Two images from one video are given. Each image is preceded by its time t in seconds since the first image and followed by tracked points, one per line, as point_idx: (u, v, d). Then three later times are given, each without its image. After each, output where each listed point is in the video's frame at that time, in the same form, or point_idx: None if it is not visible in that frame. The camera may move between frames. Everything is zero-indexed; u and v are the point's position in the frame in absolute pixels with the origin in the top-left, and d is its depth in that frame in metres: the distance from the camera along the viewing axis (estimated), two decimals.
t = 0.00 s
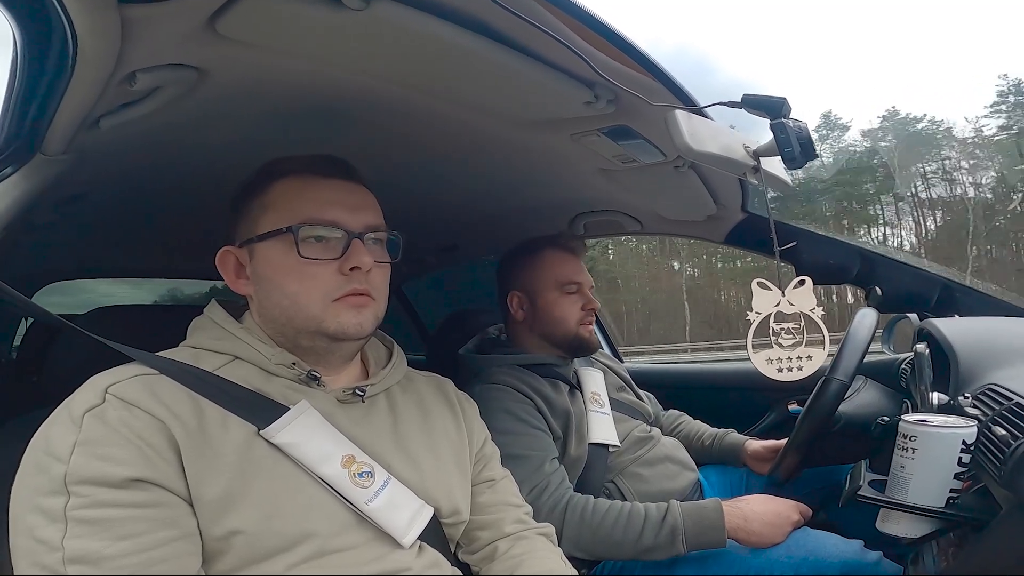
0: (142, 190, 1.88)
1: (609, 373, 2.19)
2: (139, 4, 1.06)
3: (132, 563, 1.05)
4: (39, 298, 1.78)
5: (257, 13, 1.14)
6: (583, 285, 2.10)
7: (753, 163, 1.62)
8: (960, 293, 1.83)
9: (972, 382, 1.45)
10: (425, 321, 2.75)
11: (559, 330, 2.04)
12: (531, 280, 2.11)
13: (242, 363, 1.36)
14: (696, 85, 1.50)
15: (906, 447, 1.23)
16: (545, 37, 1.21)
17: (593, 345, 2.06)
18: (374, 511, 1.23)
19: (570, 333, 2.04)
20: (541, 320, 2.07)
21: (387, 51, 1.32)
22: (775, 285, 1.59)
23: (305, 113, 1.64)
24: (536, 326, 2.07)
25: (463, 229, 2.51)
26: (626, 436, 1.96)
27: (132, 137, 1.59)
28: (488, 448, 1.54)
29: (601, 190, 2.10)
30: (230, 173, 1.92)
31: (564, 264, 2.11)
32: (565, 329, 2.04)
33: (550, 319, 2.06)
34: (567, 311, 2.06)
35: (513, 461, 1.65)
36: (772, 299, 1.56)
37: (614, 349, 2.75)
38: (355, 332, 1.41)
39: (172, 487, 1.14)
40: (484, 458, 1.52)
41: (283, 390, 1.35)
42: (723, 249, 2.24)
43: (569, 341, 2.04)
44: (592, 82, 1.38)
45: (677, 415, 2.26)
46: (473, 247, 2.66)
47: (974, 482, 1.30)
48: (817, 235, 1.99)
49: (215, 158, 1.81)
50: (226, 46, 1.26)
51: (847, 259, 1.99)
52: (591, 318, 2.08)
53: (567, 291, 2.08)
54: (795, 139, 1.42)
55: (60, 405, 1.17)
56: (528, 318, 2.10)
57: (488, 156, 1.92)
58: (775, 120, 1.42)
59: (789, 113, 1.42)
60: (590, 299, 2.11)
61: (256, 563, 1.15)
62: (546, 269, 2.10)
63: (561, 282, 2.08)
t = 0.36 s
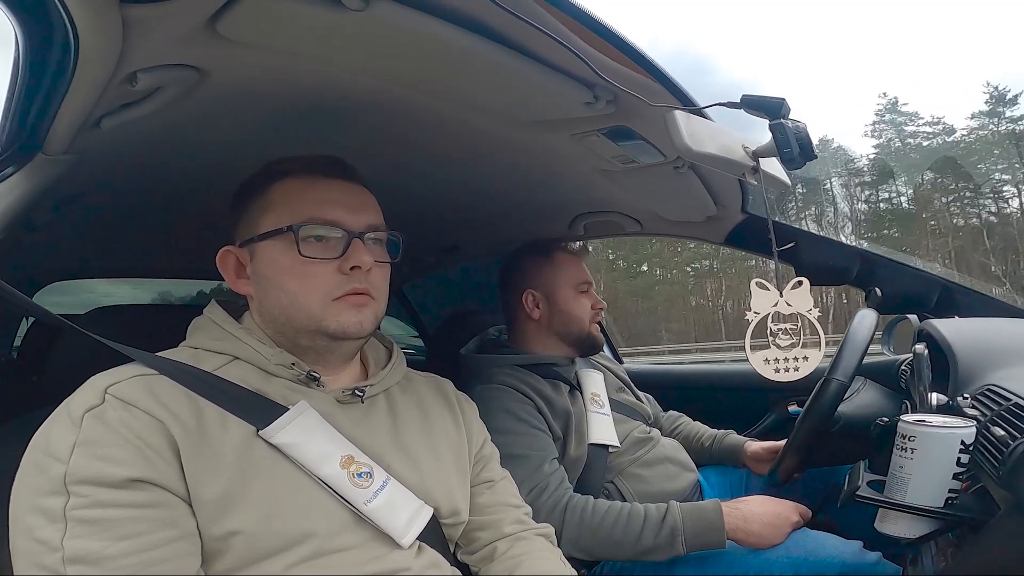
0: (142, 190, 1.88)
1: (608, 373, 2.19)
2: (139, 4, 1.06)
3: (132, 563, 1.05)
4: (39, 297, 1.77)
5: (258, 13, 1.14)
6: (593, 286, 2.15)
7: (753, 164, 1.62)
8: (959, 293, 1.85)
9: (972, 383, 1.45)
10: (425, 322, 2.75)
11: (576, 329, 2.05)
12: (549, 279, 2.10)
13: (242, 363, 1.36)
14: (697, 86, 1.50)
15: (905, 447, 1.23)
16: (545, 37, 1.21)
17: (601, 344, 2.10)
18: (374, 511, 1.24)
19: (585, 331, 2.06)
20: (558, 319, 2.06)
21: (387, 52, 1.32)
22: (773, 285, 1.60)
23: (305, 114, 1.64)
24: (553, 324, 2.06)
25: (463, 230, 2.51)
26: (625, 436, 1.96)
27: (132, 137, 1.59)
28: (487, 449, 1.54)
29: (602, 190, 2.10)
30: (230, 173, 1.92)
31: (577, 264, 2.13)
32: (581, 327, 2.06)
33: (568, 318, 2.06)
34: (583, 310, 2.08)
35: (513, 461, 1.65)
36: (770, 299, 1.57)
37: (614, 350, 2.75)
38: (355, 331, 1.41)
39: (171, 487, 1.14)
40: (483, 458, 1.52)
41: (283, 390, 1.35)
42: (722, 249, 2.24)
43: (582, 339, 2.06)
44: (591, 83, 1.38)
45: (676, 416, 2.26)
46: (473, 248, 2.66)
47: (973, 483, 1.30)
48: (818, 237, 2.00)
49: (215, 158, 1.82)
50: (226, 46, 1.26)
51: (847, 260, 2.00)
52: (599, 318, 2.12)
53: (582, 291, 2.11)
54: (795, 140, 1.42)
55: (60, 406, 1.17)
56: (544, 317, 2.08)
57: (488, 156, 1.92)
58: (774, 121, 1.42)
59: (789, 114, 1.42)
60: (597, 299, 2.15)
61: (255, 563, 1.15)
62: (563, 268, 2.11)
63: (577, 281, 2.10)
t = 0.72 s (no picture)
0: (142, 189, 1.87)
1: (608, 373, 2.18)
2: (138, 2, 1.05)
3: (130, 565, 1.04)
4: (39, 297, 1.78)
5: (257, 11, 1.13)
6: (591, 284, 2.12)
7: (755, 163, 1.61)
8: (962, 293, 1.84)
9: (974, 383, 1.44)
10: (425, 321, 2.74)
11: (570, 327, 2.04)
12: (544, 278, 2.10)
13: (240, 363, 1.35)
14: (699, 84, 1.49)
15: (907, 448, 1.23)
16: (546, 35, 1.20)
17: (600, 342, 2.07)
18: (373, 511, 1.23)
19: (580, 330, 2.04)
20: (553, 318, 2.05)
21: (386, 50, 1.31)
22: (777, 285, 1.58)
23: (304, 113, 1.63)
24: (548, 324, 2.06)
25: (464, 228, 2.50)
26: (626, 436, 1.96)
27: (132, 136, 1.58)
28: (487, 449, 1.54)
29: (603, 189, 2.09)
30: (230, 172, 1.91)
31: (574, 263, 2.12)
32: (576, 326, 2.04)
33: (563, 317, 2.04)
34: (578, 308, 2.06)
35: (513, 460, 1.65)
36: (774, 300, 1.55)
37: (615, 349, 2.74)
38: (352, 329, 1.40)
39: (169, 488, 1.14)
40: (483, 458, 1.51)
41: (281, 390, 1.34)
42: (723, 248, 2.23)
43: (578, 338, 2.04)
44: (592, 81, 1.37)
45: (677, 416, 2.25)
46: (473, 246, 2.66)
47: (976, 484, 1.29)
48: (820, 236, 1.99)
49: (215, 157, 1.81)
50: (224, 45, 1.25)
51: (849, 259, 1.99)
52: (598, 316, 2.10)
53: (578, 289, 2.09)
54: (797, 139, 1.41)
55: (58, 406, 1.16)
56: (539, 316, 2.07)
57: (488, 155, 1.91)
58: (777, 120, 1.41)
59: (791, 113, 1.41)
60: (597, 298, 2.12)
61: (253, 564, 1.14)
62: (558, 266, 2.10)
63: (572, 279, 2.09)
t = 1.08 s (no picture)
0: (143, 189, 1.88)
1: (609, 373, 2.19)
2: (143, 2, 1.05)
3: (132, 564, 1.04)
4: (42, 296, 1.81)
5: (261, 11, 1.14)
6: (582, 284, 2.11)
7: (755, 164, 1.62)
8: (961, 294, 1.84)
9: (973, 384, 1.45)
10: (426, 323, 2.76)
11: (558, 329, 2.05)
12: (531, 280, 2.12)
13: (242, 363, 1.36)
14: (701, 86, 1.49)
15: (907, 449, 1.23)
16: (547, 36, 1.21)
17: (593, 342, 2.06)
18: (374, 512, 1.23)
19: (569, 331, 2.04)
20: (541, 320, 2.07)
21: (389, 50, 1.31)
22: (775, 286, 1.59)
23: (307, 113, 1.63)
24: (538, 326, 2.08)
25: (464, 229, 2.51)
26: (626, 436, 1.96)
27: (134, 136, 1.59)
28: (488, 449, 1.54)
29: (604, 190, 2.09)
30: (231, 172, 1.91)
31: (564, 263, 2.12)
32: (565, 328, 2.04)
33: (551, 319, 2.06)
34: (567, 309, 2.06)
35: (514, 461, 1.65)
36: (773, 300, 1.55)
37: (614, 350, 2.74)
38: (356, 332, 1.41)
39: (171, 488, 1.14)
40: (484, 459, 1.52)
41: (284, 390, 1.35)
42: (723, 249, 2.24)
43: (568, 339, 2.04)
44: (593, 82, 1.37)
45: (677, 417, 2.26)
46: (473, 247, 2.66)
47: (975, 484, 1.30)
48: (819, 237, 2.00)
49: (217, 157, 1.81)
50: (228, 45, 1.26)
51: (849, 260, 2.00)
52: (591, 317, 2.08)
53: (567, 290, 2.09)
54: (797, 140, 1.41)
55: (61, 406, 1.17)
56: (529, 318, 2.10)
57: (490, 155, 1.92)
58: (777, 121, 1.42)
59: (792, 114, 1.42)
60: (589, 298, 2.11)
61: (255, 564, 1.14)
62: (546, 268, 2.11)
63: (560, 281, 2.09)
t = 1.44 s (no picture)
0: (145, 191, 1.88)
1: (609, 375, 2.19)
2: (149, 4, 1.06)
3: (133, 563, 1.05)
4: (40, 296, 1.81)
5: (265, 14, 1.14)
6: (576, 288, 2.12)
7: (755, 168, 1.62)
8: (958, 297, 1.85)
9: (972, 386, 1.45)
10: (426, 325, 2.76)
11: (551, 332, 2.05)
12: (524, 285, 2.13)
13: (243, 364, 1.36)
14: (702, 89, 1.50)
15: (906, 450, 1.24)
16: (549, 39, 1.21)
17: (587, 346, 2.05)
18: (374, 512, 1.24)
19: (562, 334, 2.04)
20: (534, 324, 2.08)
21: (391, 53, 1.32)
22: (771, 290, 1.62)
23: (309, 115, 1.64)
24: (531, 330, 2.09)
25: (465, 232, 2.52)
26: (626, 438, 1.96)
27: (137, 138, 1.59)
28: (488, 450, 1.54)
29: (604, 193, 2.10)
30: (233, 174, 1.92)
31: (557, 268, 2.13)
32: (558, 331, 2.05)
33: (543, 323, 2.07)
34: (559, 313, 2.07)
35: (513, 463, 1.65)
36: (766, 303, 1.59)
37: (614, 353, 2.75)
38: (354, 332, 1.41)
39: (172, 487, 1.14)
40: (484, 460, 1.52)
41: (284, 391, 1.35)
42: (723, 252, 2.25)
43: (562, 342, 2.04)
44: (594, 85, 1.38)
45: (676, 419, 2.26)
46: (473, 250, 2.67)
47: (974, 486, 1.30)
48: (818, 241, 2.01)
49: (218, 159, 1.82)
50: (231, 47, 1.26)
51: (847, 263, 2.00)
52: (584, 320, 2.08)
53: (559, 294, 2.10)
54: (797, 143, 1.42)
55: (62, 406, 1.17)
56: (522, 322, 2.11)
57: (490, 158, 1.92)
58: (777, 125, 1.42)
59: (791, 118, 1.42)
60: (582, 301, 2.11)
61: (255, 563, 1.15)
62: (539, 272, 2.12)
63: (553, 285, 2.10)
